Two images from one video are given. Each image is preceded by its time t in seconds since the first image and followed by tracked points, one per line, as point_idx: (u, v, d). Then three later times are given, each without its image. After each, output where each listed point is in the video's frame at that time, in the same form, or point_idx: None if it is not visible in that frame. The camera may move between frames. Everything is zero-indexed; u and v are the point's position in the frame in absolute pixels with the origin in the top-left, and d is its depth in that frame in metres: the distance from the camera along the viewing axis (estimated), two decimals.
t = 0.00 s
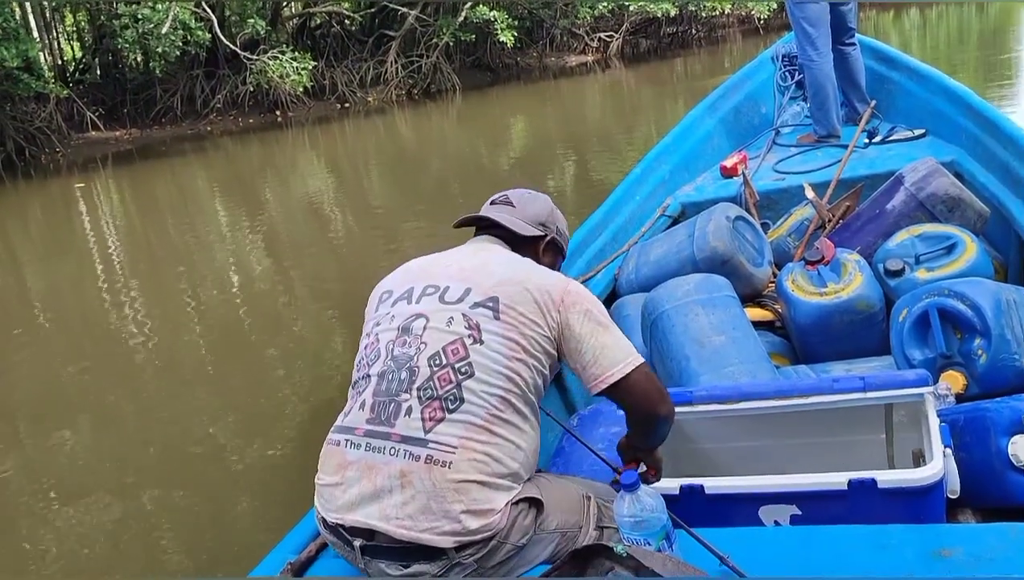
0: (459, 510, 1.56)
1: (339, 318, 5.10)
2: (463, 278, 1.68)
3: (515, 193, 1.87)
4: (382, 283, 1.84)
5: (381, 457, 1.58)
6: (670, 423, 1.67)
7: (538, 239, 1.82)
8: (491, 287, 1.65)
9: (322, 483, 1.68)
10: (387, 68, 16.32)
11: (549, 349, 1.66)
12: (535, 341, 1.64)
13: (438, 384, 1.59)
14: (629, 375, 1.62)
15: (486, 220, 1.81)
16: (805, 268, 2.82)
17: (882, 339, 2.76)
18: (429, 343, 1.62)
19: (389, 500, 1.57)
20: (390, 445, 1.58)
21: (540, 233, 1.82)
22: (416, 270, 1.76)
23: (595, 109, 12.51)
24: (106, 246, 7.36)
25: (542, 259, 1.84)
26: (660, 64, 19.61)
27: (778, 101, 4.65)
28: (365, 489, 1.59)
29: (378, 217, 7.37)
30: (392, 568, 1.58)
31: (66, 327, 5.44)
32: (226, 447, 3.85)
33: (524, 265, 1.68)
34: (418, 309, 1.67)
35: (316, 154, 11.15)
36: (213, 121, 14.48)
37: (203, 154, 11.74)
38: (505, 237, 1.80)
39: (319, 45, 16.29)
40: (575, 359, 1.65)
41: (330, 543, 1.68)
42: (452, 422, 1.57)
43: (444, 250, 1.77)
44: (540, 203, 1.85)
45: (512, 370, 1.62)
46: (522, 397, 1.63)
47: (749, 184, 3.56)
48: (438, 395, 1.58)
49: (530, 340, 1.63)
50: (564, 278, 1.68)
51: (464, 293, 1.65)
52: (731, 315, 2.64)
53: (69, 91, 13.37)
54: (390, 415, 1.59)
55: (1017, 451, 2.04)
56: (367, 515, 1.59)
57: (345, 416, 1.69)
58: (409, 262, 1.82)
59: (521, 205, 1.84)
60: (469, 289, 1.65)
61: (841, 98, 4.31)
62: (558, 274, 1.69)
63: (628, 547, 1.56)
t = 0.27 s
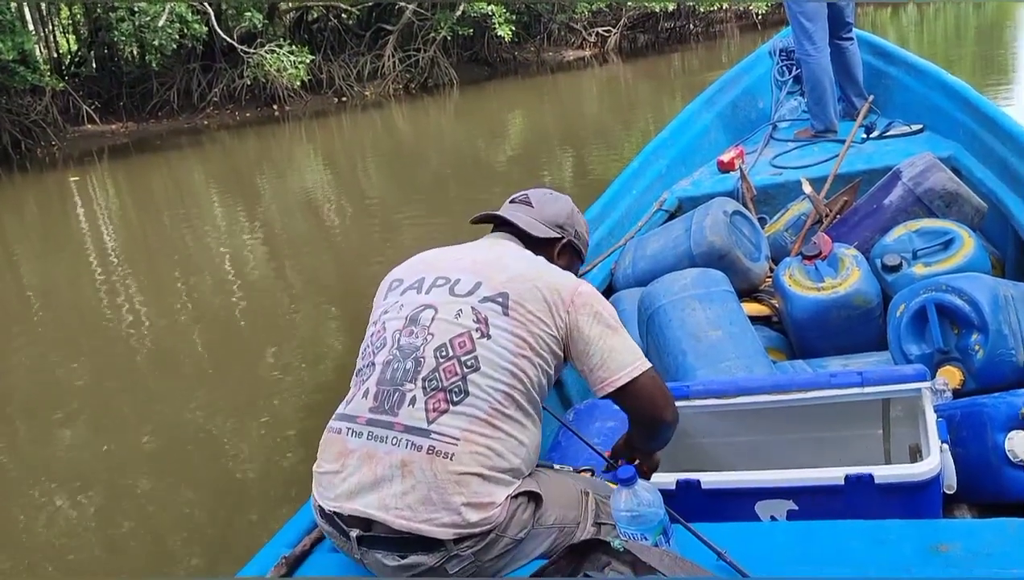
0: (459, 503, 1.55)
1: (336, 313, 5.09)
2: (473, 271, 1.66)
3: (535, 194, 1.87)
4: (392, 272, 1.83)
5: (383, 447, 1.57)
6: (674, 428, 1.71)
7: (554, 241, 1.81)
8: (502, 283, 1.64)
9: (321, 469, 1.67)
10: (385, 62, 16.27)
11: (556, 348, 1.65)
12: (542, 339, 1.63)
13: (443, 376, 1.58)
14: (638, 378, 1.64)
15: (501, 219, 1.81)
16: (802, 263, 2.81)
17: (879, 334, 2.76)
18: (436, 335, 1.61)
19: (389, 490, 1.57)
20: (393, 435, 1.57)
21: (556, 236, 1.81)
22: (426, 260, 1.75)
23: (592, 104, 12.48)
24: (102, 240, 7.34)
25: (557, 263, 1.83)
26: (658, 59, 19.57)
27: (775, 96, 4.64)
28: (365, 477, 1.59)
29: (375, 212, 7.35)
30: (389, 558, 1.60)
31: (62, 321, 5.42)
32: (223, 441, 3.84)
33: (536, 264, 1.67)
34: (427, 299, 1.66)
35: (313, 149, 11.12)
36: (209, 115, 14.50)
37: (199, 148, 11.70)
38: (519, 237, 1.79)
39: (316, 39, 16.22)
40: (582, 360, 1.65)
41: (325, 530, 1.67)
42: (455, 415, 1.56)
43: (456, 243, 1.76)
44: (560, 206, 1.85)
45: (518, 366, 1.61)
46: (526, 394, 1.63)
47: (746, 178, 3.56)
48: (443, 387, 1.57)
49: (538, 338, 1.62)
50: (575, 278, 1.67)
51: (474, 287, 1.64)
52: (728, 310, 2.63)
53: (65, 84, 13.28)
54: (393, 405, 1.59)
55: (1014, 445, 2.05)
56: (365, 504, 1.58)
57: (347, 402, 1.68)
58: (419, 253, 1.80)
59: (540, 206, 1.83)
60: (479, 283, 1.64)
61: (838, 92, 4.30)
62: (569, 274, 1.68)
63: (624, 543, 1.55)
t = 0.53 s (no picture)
0: (464, 498, 1.56)
1: (334, 309, 5.09)
2: (490, 269, 1.66)
3: (557, 199, 1.86)
4: (408, 265, 1.83)
5: (390, 438, 1.58)
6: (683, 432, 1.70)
7: (571, 249, 1.81)
8: (518, 282, 1.64)
9: (326, 456, 1.68)
10: (383, 57, 16.25)
11: (568, 351, 1.65)
12: (555, 340, 1.63)
13: (454, 370, 1.58)
14: (649, 383, 1.63)
15: (520, 223, 1.81)
16: (800, 261, 2.82)
17: (876, 332, 2.76)
18: (449, 329, 1.61)
19: (394, 481, 1.57)
20: (401, 426, 1.57)
21: (574, 243, 1.80)
22: (443, 256, 1.75)
23: (591, 100, 12.46)
24: (99, 235, 7.32)
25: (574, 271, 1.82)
26: (656, 55, 19.56)
27: (772, 93, 4.64)
28: (370, 467, 1.59)
29: (373, 208, 7.35)
30: (389, 549, 1.59)
31: (60, 316, 5.42)
32: (221, 437, 3.84)
33: (552, 266, 1.66)
34: (441, 294, 1.66)
35: (312, 144, 11.10)
36: (208, 110, 14.46)
37: (197, 143, 11.68)
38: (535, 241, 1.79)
39: (315, 34, 16.19)
40: (594, 362, 1.65)
41: (327, 520, 1.68)
42: (464, 410, 1.56)
43: (474, 240, 1.76)
44: (581, 213, 1.84)
45: (529, 365, 1.61)
46: (535, 394, 1.63)
47: (744, 175, 3.56)
48: (453, 381, 1.57)
49: (550, 338, 1.62)
50: (591, 282, 1.67)
51: (490, 284, 1.64)
52: (726, 307, 2.63)
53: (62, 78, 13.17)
54: (402, 396, 1.59)
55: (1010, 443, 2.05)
56: (369, 494, 1.58)
57: (356, 392, 1.69)
58: (436, 248, 1.81)
59: (560, 211, 1.83)
60: (495, 281, 1.64)
61: (836, 90, 4.30)
62: (585, 278, 1.68)
63: (624, 540, 1.54)
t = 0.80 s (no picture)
0: (466, 493, 1.56)
1: (334, 305, 5.09)
2: (499, 266, 1.67)
3: (566, 200, 1.86)
4: (415, 260, 1.83)
5: (394, 431, 1.58)
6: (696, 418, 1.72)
7: (580, 249, 1.80)
8: (526, 279, 1.64)
9: (328, 449, 1.68)
10: (383, 54, 16.25)
11: (575, 349, 1.65)
12: (562, 339, 1.63)
13: (460, 365, 1.58)
14: (661, 375, 1.64)
15: (529, 223, 1.81)
16: (799, 258, 2.83)
17: (875, 330, 2.75)
18: (456, 324, 1.61)
19: (396, 474, 1.57)
20: (404, 420, 1.57)
21: (582, 244, 1.80)
22: (451, 252, 1.75)
23: (590, 97, 12.46)
24: (99, 231, 7.32)
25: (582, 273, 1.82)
26: (656, 52, 19.56)
27: (772, 90, 4.64)
28: (373, 460, 1.59)
29: (373, 204, 7.34)
30: (389, 543, 1.60)
31: (61, 312, 5.42)
32: (221, 432, 3.85)
33: (561, 264, 1.67)
34: (449, 290, 1.66)
35: (312, 141, 11.10)
36: (208, 107, 14.44)
37: (197, 139, 11.67)
38: (544, 242, 1.79)
39: (315, 31, 16.20)
40: (603, 359, 1.65)
41: (327, 512, 1.68)
42: (469, 405, 1.56)
43: (483, 237, 1.76)
44: (591, 215, 1.84)
45: (535, 363, 1.61)
46: (541, 391, 1.63)
47: (743, 172, 3.56)
48: (459, 376, 1.58)
49: (558, 337, 1.62)
50: (600, 280, 1.67)
51: (498, 281, 1.64)
52: (725, 304, 2.63)
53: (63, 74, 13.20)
54: (407, 390, 1.59)
55: (1008, 441, 2.05)
56: (371, 487, 1.59)
57: (361, 385, 1.69)
58: (444, 243, 1.81)
59: (569, 212, 1.83)
60: (504, 278, 1.65)
61: (835, 87, 4.30)
62: (594, 276, 1.68)
63: (622, 536, 1.54)
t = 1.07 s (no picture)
0: (466, 489, 1.56)
1: (335, 302, 5.09)
2: (500, 263, 1.67)
3: (567, 197, 1.87)
4: (417, 256, 1.83)
5: (395, 427, 1.58)
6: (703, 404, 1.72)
7: (581, 247, 1.81)
8: (528, 276, 1.64)
9: (328, 444, 1.69)
10: (385, 52, 16.25)
11: (576, 346, 1.66)
12: (563, 335, 1.63)
13: (460, 362, 1.59)
14: (668, 364, 1.65)
15: (530, 221, 1.81)
16: (799, 256, 2.83)
17: (874, 328, 2.76)
18: (457, 321, 1.61)
19: (396, 470, 1.58)
20: (405, 416, 1.58)
21: (583, 242, 1.80)
22: (453, 248, 1.75)
23: (591, 95, 12.45)
24: (100, 228, 7.33)
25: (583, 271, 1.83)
26: (658, 50, 19.55)
27: (772, 88, 4.63)
28: (373, 456, 1.60)
29: (374, 201, 7.35)
30: (388, 538, 1.61)
31: (62, 309, 5.43)
32: (221, 429, 3.85)
33: (562, 261, 1.67)
34: (449, 286, 1.67)
35: (313, 138, 11.10)
36: (209, 104, 14.44)
37: (199, 136, 11.68)
38: (545, 239, 1.79)
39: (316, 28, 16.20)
40: (608, 353, 1.65)
41: (326, 507, 1.69)
42: (469, 401, 1.57)
43: (485, 233, 1.76)
44: (592, 211, 1.84)
45: (536, 359, 1.61)
46: (542, 387, 1.63)
47: (743, 170, 3.56)
48: (460, 373, 1.58)
49: (559, 333, 1.63)
50: (602, 275, 1.67)
51: (499, 278, 1.65)
52: (724, 301, 2.64)
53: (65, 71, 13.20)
54: (407, 386, 1.60)
55: (1007, 439, 2.05)
56: (371, 483, 1.60)
57: (361, 380, 1.69)
58: (446, 239, 1.81)
59: (570, 209, 1.83)
60: (505, 274, 1.65)
61: (836, 85, 4.30)
62: (596, 271, 1.69)
63: (621, 533, 1.55)
